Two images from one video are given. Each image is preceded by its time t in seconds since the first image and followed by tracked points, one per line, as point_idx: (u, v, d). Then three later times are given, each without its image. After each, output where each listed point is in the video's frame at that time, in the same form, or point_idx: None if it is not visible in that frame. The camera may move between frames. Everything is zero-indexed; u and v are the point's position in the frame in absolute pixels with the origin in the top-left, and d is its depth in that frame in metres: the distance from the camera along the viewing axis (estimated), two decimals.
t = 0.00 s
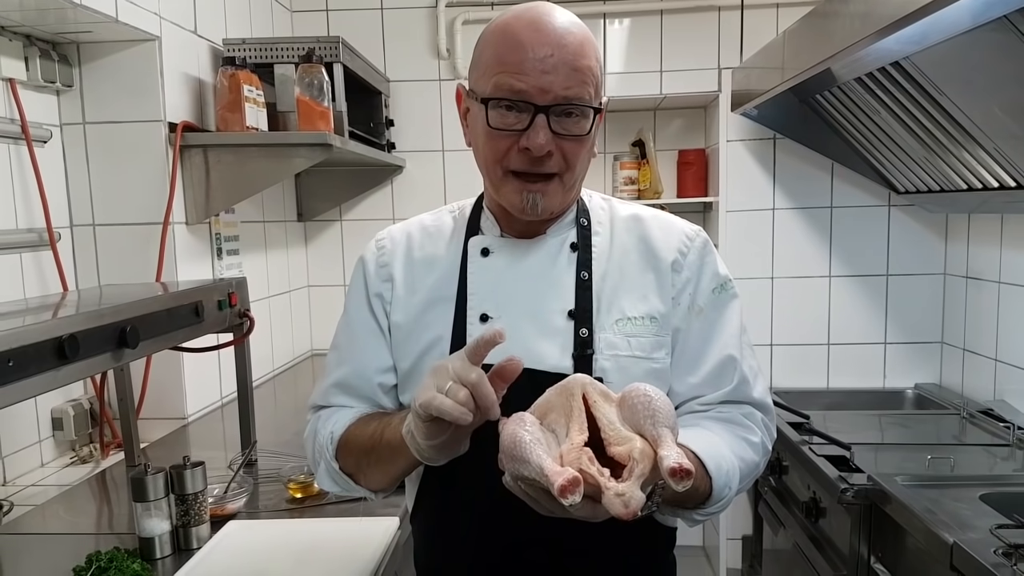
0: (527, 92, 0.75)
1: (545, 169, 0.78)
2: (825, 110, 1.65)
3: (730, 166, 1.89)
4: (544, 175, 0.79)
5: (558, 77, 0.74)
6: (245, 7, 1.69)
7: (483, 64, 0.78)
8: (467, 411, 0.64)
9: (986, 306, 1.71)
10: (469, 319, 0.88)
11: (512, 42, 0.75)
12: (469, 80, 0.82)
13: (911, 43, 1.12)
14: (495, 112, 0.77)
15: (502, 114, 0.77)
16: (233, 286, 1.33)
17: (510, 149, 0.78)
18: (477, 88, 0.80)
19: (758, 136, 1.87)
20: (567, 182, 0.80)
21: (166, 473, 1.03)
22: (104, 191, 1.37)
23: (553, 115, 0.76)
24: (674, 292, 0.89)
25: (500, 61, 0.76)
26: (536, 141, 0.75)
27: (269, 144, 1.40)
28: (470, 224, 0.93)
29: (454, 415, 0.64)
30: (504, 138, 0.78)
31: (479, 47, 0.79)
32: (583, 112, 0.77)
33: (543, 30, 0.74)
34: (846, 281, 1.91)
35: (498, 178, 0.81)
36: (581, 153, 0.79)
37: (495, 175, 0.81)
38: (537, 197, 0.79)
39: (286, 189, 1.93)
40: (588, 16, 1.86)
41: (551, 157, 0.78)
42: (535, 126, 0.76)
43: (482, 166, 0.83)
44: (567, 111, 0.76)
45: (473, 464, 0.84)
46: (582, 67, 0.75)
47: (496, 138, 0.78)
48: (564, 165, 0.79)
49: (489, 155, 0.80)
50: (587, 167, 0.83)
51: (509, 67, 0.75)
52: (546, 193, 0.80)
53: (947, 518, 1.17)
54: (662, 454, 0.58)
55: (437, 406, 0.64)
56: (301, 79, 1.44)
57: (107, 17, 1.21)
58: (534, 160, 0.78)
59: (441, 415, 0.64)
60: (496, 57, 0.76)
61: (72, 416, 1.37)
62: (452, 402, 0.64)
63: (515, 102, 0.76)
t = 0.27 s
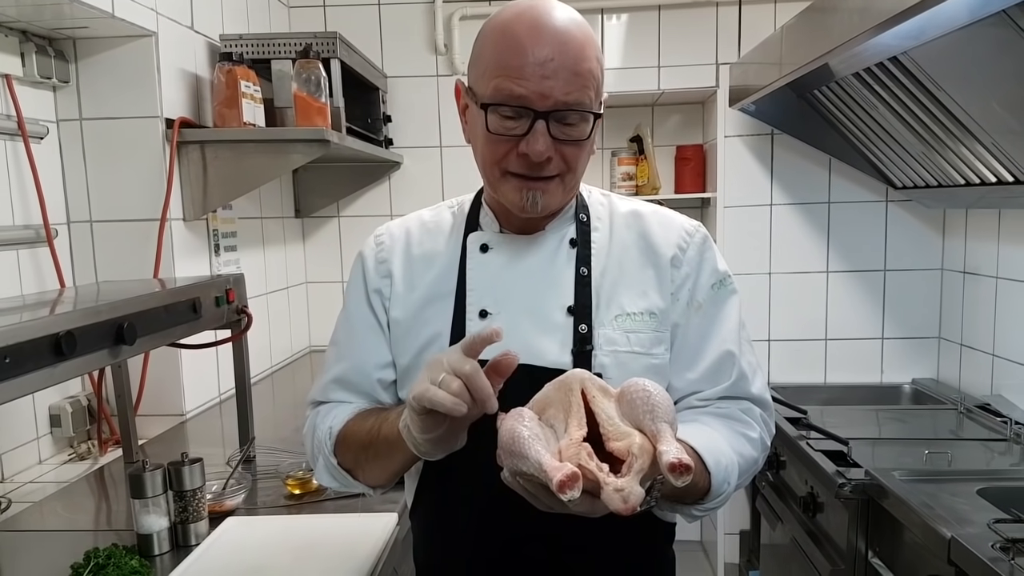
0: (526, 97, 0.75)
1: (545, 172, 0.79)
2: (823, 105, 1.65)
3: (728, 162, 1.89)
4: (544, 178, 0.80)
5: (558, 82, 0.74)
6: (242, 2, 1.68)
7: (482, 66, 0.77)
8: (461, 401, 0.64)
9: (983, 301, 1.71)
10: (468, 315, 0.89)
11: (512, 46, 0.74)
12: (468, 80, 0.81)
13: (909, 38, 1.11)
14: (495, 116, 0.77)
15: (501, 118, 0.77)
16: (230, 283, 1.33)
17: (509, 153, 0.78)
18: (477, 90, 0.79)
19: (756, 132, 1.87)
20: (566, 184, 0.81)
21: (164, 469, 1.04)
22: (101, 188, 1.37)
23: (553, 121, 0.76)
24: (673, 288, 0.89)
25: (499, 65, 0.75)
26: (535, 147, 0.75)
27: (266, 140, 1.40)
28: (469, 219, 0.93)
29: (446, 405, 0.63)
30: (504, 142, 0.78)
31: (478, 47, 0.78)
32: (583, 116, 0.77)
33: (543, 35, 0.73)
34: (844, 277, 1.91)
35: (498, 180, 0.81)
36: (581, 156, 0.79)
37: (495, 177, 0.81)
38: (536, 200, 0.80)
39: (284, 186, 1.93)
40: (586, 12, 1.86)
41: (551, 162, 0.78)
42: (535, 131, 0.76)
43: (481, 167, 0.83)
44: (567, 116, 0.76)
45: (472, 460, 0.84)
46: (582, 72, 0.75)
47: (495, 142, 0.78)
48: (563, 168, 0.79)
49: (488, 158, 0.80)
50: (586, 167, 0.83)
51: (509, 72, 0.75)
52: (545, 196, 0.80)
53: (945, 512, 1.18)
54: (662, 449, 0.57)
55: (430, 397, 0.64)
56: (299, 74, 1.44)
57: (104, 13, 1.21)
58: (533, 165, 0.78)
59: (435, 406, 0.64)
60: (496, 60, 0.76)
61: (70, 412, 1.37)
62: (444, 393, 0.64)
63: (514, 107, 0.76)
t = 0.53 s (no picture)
0: (526, 97, 0.74)
1: (543, 173, 0.78)
2: (820, 101, 1.65)
3: (726, 158, 1.89)
4: (543, 178, 0.80)
5: (557, 83, 0.73)
6: None
7: (480, 65, 0.76)
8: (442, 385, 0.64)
9: (981, 297, 1.71)
10: (464, 312, 0.88)
11: (512, 47, 0.73)
12: (465, 77, 0.80)
13: (906, 32, 1.11)
14: (493, 115, 0.76)
15: (500, 118, 0.76)
16: (226, 280, 1.32)
17: (507, 153, 0.77)
18: (474, 89, 0.78)
19: (753, 128, 1.87)
20: (565, 184, 0.80)
21: (159, 466, 1.03)
22: (97, 185, 1.37)
23: (552, 122, 0.76)
24: (670, 285, 0.89)
25: (498, 65, 0.75)
26: (535, 148, 0.75)
27: (262, 136, 1.39)
28: (466, 215, 0.93)
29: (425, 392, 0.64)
30: (502, 142, 0.77)
31: (475, 44, 0.77)
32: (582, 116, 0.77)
33: (543, 36, 0.72)
34: (842, 273, 1.91)
35: (495, 179, 0.81)
36: (580, 155, 0.79)
37: (492, 176, 0.80)
38: (535, 200, 0.80)
39: (280, 182, 1.92)
40: (583, 7, 1.86)
41: (550, 162, 0.78)
42: (534, 132, 0.75)
43: (478, 165, 0.82)
44: (567, 117, 0.76)
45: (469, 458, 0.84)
46: (582, 72, 0.74)
47: (494, 141, 0.78)
48: (562, 168, 0.79)
49: (485, 156, 0.80)
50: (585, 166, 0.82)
51: (508, 72, 0.74)
52: (543, 196, 0.80)
53: (943, 508, 1.17)
54: (656, 447, 0.57)
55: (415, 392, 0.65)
56: (295, 70, 1.43)
57: (99, 8, 1.20)
58: (532, 166, 0.78)
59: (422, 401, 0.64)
60: (494, 59, 0.75)
61: (66, 409, 1.36)
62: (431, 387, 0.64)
63: (513, 107, 0.75)
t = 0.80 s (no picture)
0: (514, 57, 0.76)
1: (534, 135, 0.77)
2: (817, 98, 1.65)
3: (723, 156, 1.89)
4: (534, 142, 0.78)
5: (544, 43, 0.75)
6: None
7: (470, 39, 0.79)
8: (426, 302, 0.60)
9: (978, 294, 1.71)
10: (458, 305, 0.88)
11: (500, 14, 0.77)
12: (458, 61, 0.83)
13: (900, 29, 1.11)
14: (483, 80, 0.78)
15: (490, 82, 0.78)
16: (223, 279, 1.32)
17: (497, 115, 0.77)
18: (465, 63, 0.80)
19: (750, 125, 1.87)
20: (557, 150, 0.78)
21: (155, 466, 1.03)
22: (94, 185, 1.37)
23: (541, 82, 0.76)
24: (664, 276, 0.89)
25: (488, 32, 0.77)
26: (524, 103, 0.75)
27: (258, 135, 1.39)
28: (462, 212, 0.93)
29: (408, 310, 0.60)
30: (492, 105, 0.77)
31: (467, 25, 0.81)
32: (570, 80, 0.77)
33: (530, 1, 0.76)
34: (839, 270, 1.91)
35: (487, 147, 0.79)
36: (571, 122, 0.78)
37: (483, 144, 0.79)
38: (526, 163, 0.77)
39: (278, 182, 1.92)
40: (579, 6, 1.86)
41: (540, 123, 0.76)
42: (523, 90, 0.76)
43: (470, 139, 0.81)
44: (555, 78, 0.77)
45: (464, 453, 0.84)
46: (569, 36, 0.77)
47: (484, 104, 0.78)
48: (553, 132, 0.77)
49: (476, 125, 0.79)
50: (577, 141, 0.81)
51: (497, 35, 0.76)
52: (535, 160, 0.78)
53: (940, 505, 1.17)
54: (640, 443, 0.57)
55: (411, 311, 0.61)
56: (291, 70, 1.43)
57: (95, 9, 1.20)
58: (522, 126, 0.77)
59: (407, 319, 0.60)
60: (484, 28, 0.78)
61: (63, 410, 1.36)
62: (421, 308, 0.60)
63: (503, 67, 0.77)
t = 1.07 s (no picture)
0: (515, 50, 0.76)
1: (536, 126, 0.77)
2: (818, 99, 1.65)
3: (723, 157, 1.89)
4: (536, 134, 0.78)
5: (544, 36, 0.76)
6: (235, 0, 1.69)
7: (470, 35, 0.79)
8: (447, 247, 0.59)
9: (980, 296, 1.70)
10: (458, 304, 0.87)
11: (500, 10, 0.77)
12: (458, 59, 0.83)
13: (900, 29, 1.11)
14: (484, 74, 0.78)
15: (490, 75, 0.77)
16: (224, 280, 1.33)
17: (499, 107, 0.77)
18: (465, 59, 0.80)
19: (751, 126, 1.87)
20: (559, 142, 0.78)
21: (156, 467, 1.03)
22: (96, 187, 1.37)
23: (541, 75, 0.76)
24: (663, 273, 0.89)
25: (487, 27, 0.78)
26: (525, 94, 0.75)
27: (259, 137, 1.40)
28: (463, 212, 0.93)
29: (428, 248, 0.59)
30: (492, 97, 0.77)
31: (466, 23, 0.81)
32: (571, 73, 0.78)
33: None
34: (841, 271, 1.91)
35: (488, 140, 0.79)
36: (572, 114, 0.78)
37: (485, 138, 0.79)
38: (528, 153, 0.77)
39: (279, 183, 1.93)
40: (580, 8, 1.86)
41: (542, 114, 0.76)
42: (524, 82, 0.76)
43: (470, 134, 0.81)
44: (556, 71, 0.77)
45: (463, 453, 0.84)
46: (568, 32, 0.77)
47: (485, 98, 0.77)
48: (555, 124, 0.77)
49: (476, 118, 0.79)
50: (579, 135, 0.81)
51: (497, 29, 0.77)
52: (538, 151, 0.77)
53: (941, 507, 1.17)
54: (645, 409, 0.56)
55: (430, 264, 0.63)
56: (292, 71, 1.44)
57: (97, 12, 1.21)
58: (524, 118, 0.76)
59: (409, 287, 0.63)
60: (484, 25, 0.78)
61: (65, 411, 1.36)
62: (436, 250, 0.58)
63: (503, 61, 0.77)
